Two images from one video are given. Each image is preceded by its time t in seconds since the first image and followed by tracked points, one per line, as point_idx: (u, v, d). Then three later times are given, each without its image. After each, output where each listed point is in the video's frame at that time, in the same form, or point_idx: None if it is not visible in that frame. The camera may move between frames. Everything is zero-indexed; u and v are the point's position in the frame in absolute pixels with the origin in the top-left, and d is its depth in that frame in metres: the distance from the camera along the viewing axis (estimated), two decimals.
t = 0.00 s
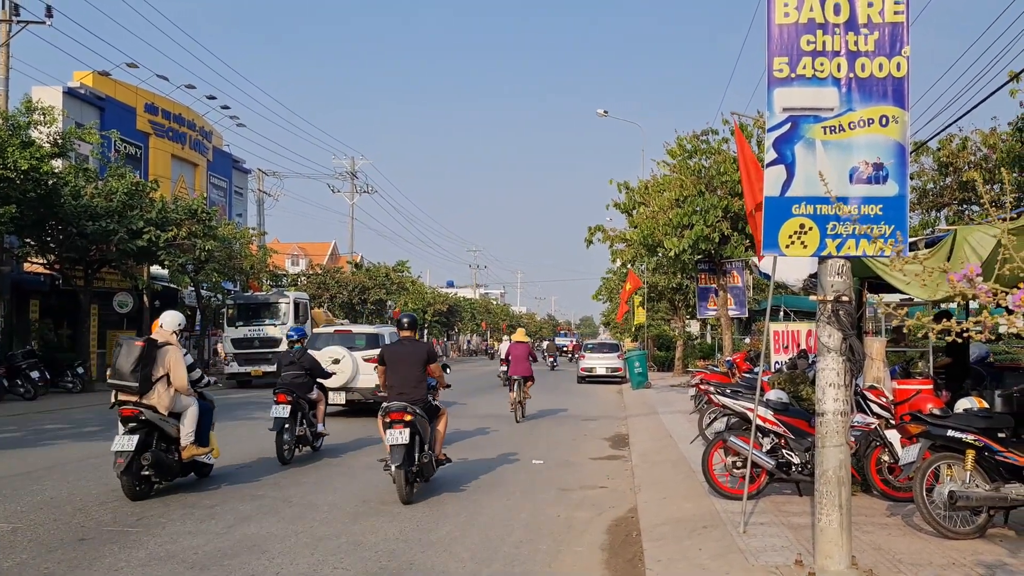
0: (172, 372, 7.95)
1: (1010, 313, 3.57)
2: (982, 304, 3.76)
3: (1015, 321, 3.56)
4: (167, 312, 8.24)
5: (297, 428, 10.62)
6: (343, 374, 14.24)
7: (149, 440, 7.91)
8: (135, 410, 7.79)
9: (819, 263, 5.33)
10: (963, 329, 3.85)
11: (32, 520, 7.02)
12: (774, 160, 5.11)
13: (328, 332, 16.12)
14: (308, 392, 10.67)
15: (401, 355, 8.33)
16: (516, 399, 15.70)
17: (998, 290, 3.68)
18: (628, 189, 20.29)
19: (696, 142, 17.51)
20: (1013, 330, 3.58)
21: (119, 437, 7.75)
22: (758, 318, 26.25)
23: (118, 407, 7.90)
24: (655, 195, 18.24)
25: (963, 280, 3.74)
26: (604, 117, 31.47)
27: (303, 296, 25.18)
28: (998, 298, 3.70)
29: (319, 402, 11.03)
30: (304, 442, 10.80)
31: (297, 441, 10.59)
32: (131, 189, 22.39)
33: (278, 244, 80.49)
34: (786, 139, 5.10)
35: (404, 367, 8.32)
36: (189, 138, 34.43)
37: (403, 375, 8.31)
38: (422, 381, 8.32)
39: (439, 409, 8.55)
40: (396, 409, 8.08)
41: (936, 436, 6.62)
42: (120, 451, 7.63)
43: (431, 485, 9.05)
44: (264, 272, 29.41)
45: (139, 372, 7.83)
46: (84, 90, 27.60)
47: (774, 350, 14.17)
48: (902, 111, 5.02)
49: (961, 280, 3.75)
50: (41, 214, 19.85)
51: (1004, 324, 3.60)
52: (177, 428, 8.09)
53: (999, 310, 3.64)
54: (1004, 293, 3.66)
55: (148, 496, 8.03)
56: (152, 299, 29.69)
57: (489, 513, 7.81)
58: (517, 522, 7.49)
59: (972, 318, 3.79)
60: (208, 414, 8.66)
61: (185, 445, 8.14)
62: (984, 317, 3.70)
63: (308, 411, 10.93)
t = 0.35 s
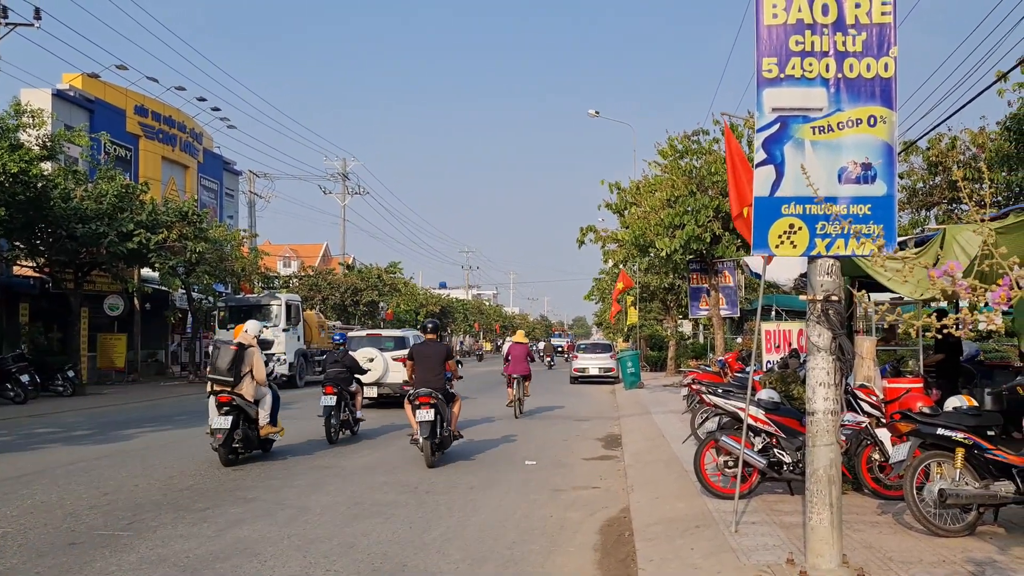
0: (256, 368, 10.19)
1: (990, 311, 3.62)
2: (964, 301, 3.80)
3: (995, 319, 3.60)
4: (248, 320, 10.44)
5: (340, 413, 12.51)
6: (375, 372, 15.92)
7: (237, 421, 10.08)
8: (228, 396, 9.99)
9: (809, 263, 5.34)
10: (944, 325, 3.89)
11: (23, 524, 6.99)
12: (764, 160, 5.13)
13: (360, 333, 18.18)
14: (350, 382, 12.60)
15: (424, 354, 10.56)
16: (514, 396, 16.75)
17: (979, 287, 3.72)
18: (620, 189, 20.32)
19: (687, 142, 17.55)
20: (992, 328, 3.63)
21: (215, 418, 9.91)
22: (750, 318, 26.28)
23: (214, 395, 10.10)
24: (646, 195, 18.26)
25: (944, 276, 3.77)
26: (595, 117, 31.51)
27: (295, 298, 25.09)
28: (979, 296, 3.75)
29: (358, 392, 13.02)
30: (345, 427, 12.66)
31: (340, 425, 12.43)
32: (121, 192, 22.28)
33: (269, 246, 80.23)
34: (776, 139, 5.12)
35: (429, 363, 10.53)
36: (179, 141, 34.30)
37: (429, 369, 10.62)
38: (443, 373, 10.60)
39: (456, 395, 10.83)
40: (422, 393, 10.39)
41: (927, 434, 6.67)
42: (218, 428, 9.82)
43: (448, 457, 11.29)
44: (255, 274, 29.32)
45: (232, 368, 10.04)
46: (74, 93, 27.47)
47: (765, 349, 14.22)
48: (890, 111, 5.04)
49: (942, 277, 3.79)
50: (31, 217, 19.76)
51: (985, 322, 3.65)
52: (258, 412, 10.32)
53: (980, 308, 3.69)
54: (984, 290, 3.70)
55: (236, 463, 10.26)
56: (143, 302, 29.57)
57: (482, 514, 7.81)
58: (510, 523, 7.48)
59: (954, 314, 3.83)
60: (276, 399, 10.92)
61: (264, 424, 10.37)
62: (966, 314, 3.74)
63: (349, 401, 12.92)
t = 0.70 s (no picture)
0: (304, 365, 12.17)
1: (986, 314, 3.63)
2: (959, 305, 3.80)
3: (990, 321, 3.61)
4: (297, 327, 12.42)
5: (368, 402, 14.50)
6: (399, 368, 17.57)
7: (289, 409, 12.01)
8: (282, 389, 11.90)
9: (801, 262, 5.35)
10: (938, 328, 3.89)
11: (15, 527, 6.96)
12: (756, 159, 5.14)
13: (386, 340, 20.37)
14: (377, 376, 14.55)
15: (437, 351, 12.73)
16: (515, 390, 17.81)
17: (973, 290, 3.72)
18: (612, 189, 20.34)
19: (680, 142, 17.58)
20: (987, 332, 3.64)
21: (272, 406, 11.85)
22: (742, 316, 26.30)
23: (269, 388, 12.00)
24: (638, 195, 18.28)
25: (938, 281, 3.76)
26: (587, 117, 31.56)
27: (288, 299, 25.01)
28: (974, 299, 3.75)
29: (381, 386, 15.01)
30: (372, 414, 14.65)
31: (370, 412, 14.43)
32: (113, 193, 22.17)
33: (262, 247, 80.06)
34: (768, 138, 5.13)
35: (440, 360, 12.68)
36: (171, 142, 34.20)
37: (439, 365, 12.72)
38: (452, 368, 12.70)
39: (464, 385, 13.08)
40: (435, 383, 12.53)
41: (919, 432, 6.67)
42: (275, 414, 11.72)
43: (445, 454, 11.46)
44: (248, 275, 29.24)
45: (286, 365, 12.02)
46: (65, 93, 27.35)
47: (758, 348, 14.26)
48: (880, 111, 5.06)
49: (936, 280, 3.79)
50: (22, 219, 19.66)
51: (980, 325, 3.66)
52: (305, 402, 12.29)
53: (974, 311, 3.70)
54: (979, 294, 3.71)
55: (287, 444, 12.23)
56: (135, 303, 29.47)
57: (475, 514, 7.80)
58: (504, 523, 7.48)
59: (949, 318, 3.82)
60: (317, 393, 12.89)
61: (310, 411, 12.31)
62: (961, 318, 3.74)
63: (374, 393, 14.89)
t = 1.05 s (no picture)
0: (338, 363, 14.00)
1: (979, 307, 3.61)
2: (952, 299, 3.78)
3: (984, 314, 3.60)
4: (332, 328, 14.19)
5: (391, 394, 16.45)
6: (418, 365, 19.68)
7: (326, 400, 13.95)
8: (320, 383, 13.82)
9: (796, 262, 5.35)
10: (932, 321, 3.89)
11: (9, 530, 6.94)
12: (750, 160, 5.15)
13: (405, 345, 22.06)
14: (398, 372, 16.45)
15: (444, 349, 14.47)
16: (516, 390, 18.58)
17: (966, 283, 3.71)
18: (607, 189, 20.33)
19: (674, 142, 17.60)
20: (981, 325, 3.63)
21: (312, 397, 13.78)
22: (738, 316, 26.32)
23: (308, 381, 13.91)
24: (633, 195, 18.29)
25: (932, 274, 3.75)
26: (581, 117, 31.55)
27: (283, 300, 24.95)
28: (968, 293, 3.74)
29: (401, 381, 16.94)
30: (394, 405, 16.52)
31: (393, 403, 16.37)
32: (108, 195, 22.09)
33: (258, 248, 79.88)
34: (761, 139, 5.13)
35: (447, 357, 14.42)
36: (165, 143, 34.13)
37: (446, 361, 14.50)
38: (457, 364, 14.47)
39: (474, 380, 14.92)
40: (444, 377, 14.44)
41: (914, 431, 6.69)
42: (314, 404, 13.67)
43: (441, 455, 11.45)
44: (243, 276, 29.17)
45: (323, 364, 13.86)
46: (58, 95, 27.27)
47: (753, 348, 14.28)
48: (873, 111, 5.06)
49: (930, 274, 3.78)
50: (15, 221, 19.58)
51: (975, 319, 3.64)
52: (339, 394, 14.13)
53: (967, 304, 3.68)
54: (973, 287, 3.69)
55: (325, 429, 14.15)
56: (130, 305, 29.41)
57: (471, 516, 7.79)
58: (500, 524, 7.46)
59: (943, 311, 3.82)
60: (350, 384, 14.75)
61: (343, 402, 14.22)
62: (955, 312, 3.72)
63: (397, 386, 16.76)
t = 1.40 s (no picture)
0: (366, 361, 16.09)
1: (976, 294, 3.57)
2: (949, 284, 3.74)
3: (980, 301, 3.56)
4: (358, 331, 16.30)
5: (408, 389, 18.62)
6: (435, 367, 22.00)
7: (356, 394, 16.02)
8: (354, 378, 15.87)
9: (792, 261, 5.33)
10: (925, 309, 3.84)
11: (5, 533, 6.91)
12: (745, 158, 5.14)
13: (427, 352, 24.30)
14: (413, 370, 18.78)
15: (451, 348, 16.65)
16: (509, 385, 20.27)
17: (962, 270, 3.67)
18: (603, 189, 20.33)
19: (670, 142, 17.61)
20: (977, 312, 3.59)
21: (344, 391, 15.85)
22: (734, 316, 26.34)
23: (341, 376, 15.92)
24: (629, 195, 18.29)
25: (928, 259, 3.70)
26: (578, 117, 31.54)
27: (279, 301, 24.92)
28: (965, 280, 3.70)
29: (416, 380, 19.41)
30: (411, 399, 18.66)
31: (409, 397, 18.53)
32: (103, 197, 22.00)
33: (254, 250, 79.75)
34: (757, 138, 5.13)
35: (454, 355, 16.60)
36: (161, 145, 34.06)
37: (453, 358, 16.67)
38: (462, 361, 16.64)
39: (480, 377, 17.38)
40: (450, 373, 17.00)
41: (911, 429, 6.70)
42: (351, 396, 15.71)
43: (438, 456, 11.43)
44: (239, 278, 29.11)
45: (353, 362, 15.93)
46: (53, 98, 27.21)
47: (750, 347, 14.29)
48: (869, 109, 5.06)
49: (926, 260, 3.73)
50: (10, 224, 19.51)
51: (969, 306, 3.61)
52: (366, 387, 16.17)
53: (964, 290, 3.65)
54: (969, 273, 3.65)
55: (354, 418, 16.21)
56: (126, 308, 29.36)
57: (469, 516, 7.78)
58: (497, 525, 7.45)
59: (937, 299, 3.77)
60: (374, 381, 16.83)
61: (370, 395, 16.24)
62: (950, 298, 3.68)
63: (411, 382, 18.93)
